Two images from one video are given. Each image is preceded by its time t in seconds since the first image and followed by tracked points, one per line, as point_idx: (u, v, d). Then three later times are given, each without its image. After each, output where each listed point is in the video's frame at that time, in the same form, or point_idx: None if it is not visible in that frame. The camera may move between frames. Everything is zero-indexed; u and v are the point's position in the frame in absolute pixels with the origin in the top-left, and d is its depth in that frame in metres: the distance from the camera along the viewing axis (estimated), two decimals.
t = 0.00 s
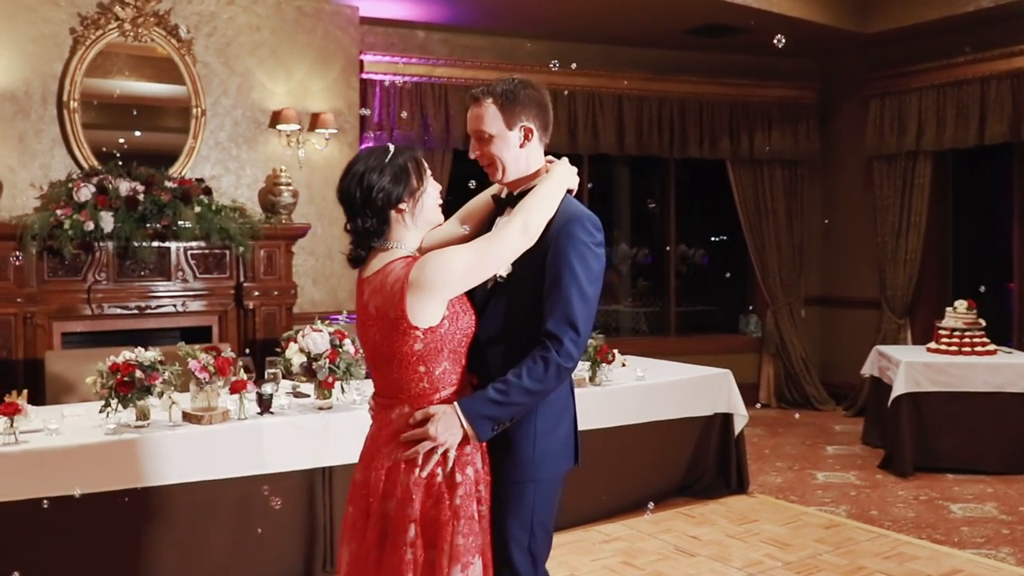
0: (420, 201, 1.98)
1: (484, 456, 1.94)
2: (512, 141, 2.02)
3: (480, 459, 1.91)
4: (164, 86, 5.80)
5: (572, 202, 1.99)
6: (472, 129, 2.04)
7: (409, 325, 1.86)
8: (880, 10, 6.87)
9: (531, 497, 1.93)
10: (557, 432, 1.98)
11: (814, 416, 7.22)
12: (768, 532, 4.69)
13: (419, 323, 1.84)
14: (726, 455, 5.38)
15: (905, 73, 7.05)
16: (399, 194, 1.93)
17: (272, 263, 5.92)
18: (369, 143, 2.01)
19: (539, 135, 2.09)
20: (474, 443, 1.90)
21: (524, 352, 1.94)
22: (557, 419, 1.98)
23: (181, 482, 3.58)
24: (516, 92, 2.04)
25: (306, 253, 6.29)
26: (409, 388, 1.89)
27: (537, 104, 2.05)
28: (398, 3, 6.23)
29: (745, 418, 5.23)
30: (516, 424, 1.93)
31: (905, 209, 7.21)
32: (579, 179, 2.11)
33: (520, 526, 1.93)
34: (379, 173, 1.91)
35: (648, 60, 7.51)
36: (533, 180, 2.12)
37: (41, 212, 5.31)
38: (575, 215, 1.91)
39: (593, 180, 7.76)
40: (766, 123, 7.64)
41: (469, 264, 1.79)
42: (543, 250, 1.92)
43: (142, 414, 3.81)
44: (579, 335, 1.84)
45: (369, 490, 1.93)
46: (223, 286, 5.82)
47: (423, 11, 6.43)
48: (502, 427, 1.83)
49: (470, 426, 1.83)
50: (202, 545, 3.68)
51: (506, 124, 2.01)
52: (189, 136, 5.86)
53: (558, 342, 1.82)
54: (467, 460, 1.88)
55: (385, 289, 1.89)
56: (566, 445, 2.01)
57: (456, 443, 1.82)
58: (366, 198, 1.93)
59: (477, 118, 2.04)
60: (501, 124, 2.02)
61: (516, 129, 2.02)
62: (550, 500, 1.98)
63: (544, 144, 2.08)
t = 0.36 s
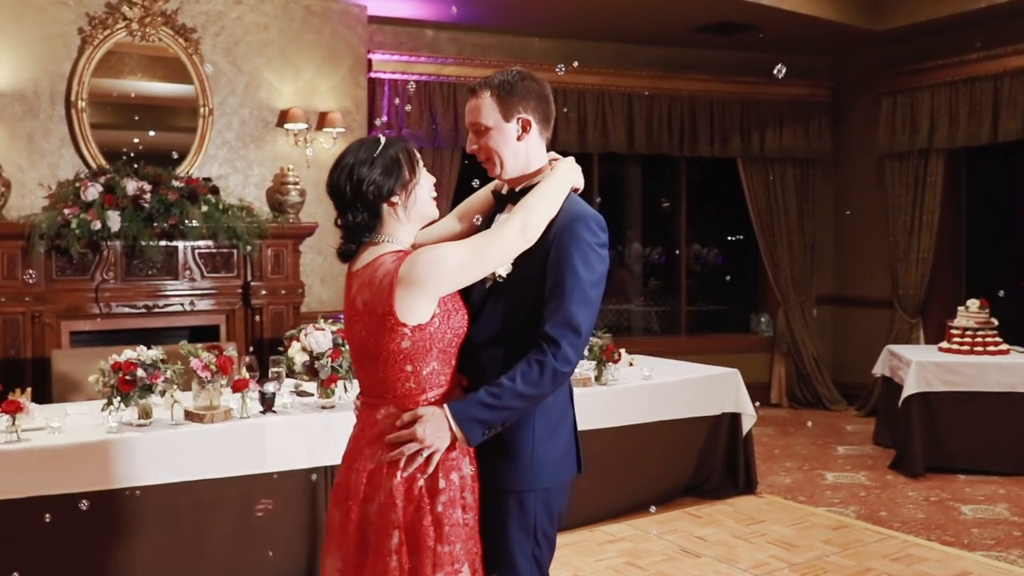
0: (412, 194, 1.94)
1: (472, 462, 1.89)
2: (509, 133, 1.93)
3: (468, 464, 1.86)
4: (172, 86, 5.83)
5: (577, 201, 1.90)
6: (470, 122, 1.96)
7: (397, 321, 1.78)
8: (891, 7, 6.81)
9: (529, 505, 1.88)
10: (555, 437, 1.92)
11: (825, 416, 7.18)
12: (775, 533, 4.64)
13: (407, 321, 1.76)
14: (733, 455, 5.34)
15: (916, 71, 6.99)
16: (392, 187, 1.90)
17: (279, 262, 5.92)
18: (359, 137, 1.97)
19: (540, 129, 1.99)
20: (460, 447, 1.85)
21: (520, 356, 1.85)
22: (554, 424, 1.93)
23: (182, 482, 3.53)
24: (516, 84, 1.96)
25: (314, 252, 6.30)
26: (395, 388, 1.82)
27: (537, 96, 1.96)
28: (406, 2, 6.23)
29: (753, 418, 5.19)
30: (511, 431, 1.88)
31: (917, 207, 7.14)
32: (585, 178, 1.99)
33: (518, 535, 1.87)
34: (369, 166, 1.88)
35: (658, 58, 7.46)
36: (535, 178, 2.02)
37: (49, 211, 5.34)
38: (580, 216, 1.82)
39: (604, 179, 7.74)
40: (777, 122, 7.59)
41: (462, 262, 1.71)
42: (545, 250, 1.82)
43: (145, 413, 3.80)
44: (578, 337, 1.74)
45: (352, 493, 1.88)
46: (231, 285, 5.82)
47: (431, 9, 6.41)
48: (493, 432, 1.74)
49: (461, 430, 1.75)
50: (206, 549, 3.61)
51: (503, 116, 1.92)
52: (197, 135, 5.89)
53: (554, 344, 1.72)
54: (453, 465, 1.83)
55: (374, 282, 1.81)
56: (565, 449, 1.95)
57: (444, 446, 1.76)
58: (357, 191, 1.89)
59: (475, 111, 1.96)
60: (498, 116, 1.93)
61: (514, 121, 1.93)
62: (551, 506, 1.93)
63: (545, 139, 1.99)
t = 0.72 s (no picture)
0: (410, 191, 1.88)
1: (464, 465, 1.87)
2: (510, 128, 1.83)
3: (458, 468, 1.84)
4: (185, 84, 5.86)
5: (580, 199, 1.84)
6: (471, 114, 1.86)
7: (388, 321, 1.75)
8: (909, 3, 6.73)
9: (522, 511, 1.84)
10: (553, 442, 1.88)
11: (842, 416, 7.11)
12: (787, 535, 4.59)
13: (396, 320, 1.73)
14: (746, 456, 5.29)
15: (934, 68, 6.91)
16: (388, 182, 1.84)
17: (292, 260, 5.93)
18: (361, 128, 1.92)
19: (545, 123, 1.88)
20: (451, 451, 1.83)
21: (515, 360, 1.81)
22: (552, 428, 1.89)
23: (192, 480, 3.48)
24: (520, 76, 1.85)
25: (326, 250, 6.30)
26: (385, 389, 1.80)
27: (541, 89, 1.85)
28: None
29: (766, 418, 5.14)
30: (506, 436, 1.85)
31: (935, 206, 7.06)
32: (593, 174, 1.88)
33: (510, 543, 1.84)
34: (366, 159, 1.82)
35: (672, 56, 7.42)
36: (538, 173, 1.91)
37: (63, 210, 5.36)
38: (582, 216, 1.77)
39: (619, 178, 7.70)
40: (794, 120, 7.53)
41: (455, 263, 1.65)
42: (543, 250, 1.78)
43: (152, 411, 3.78)
44: (572, 342, 1.70)
45: (340, 494, 1.86)
46: (245, 284, 5.83)
47: (444, 7, 6.40)
48: (482, 436, 1.72)
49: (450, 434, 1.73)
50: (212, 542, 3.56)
51: (504, 109, 1.82)
52: (210, 134, 5.91)
53: (547, 349, 1.68)
54: (443, 469, 1.81)
55: (365, 281, 1.78)
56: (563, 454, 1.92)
57: (434, 449, 1.75)
58: (352, 185, 1.84)
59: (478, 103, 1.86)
60: (499, 110, 1.83)
61: (516, 115, 1.83)
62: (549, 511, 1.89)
63: (549, 134, 1.88)
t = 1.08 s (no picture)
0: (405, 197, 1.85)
1: (457, 469, 1.85)
2: (504, 125, 1.81)
3: (450, 472, 1.82)
4: (204, 85, 5.89)
5: (574, 196, 1.80)
6: (465, 115, 1.85)
7: (378, 323, 1.73)
8: None
9: (517, 517, 1.82)
10: (548, 446, 1.85)
11: (866, 418, 7.02)
12: (805, 539, 4.52)
13: (386, 323, 1.71)
14: (765, 458, 5.23)
15: (958, 65, 6.80)
16: (383, 186, 1.81)
17: (310, 260, 5.94)
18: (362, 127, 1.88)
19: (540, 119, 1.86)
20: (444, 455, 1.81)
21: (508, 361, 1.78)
22: (548, 431, 1.86)
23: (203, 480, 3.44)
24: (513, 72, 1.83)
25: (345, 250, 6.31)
26: (376, 392, 1.78)
27: (535, 85, 1.83)
28: None
29: (785, 419, 5.08)
30: (500, 440, 1.83)
31: (960, 205, 6.96)
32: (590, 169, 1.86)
33: (505, 549, 1.82)
34: (363, 162, 1.79)
35: (693, 55, 7.36)
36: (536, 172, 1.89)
37: (82, 210, 5.39)
38: (573, 213, 1.73)
39: (640, 177, 7.66)
40: (816, 118, 7.45)
41: (443, 265, 1.63)
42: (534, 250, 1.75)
43: (164, 411, 3.77)
44: (561, 343, 1.67)
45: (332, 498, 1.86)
46: (263, 284, 5.85)
47: (463, 6, 6.39)
48: (471, 441, 1.69)
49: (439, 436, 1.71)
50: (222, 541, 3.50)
51: (497, 106, 1.80)
52: (228, 133, 5.93)
53: (534, 350, 1.65)
54: (433, 473, 1.79)
55: (355, 282, 1.76)
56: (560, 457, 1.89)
57: (423, 453, 1.73)
58: (347, 186, 1.81)
59: (471, 103, 1.85)
60: (492, 107, 1.81)
61: (509, 112, 1.81)
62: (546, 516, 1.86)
63: (545, 129, 1.86)
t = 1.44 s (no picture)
0: (392, 200, 1.86)
1: (454, 470, 1.81)
2: (497, 123, 1.79)
3: (445, 473, 1.78)
4: (224, 85, 5.90)
5: (563, 192, 1.76)
6: (457, 115, 1.83)
7: (365, 323, 1.73)
8: None
9: (514, 519, 1.78)
10: (546, 447, 1.81)
11: (891, 421, 6.92)
12: (825, 544, 4.45)
13: (374, 323, 1.70)
14: (786, 462, 5.15)
15: (986, 62, 6.68)
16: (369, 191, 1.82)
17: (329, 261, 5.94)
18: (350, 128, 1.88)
19: (533, 117, 1.84)
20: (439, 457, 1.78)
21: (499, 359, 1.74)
22: (546, 432, 1.82)
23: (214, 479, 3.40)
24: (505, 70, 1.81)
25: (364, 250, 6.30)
26: (368, 392, 1.77)
27: (527, 83, 1.82)
28: None
29: (806, 423, 5.00)
30: (494, 441, 1.79)
31: (988, 205, 6.84)
32: (583, 167, 1.84)
33: (501, 552, 1.78)
34: (347, 165, 1.80)
35: (716, 54, 7.29)
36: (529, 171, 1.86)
37: (102, 210, 5.42)
38: (559, 207, 1.71)
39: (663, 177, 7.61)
40: (841, 117, 7.35)
41: (425, 263, 1.61)
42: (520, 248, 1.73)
43: (177, 411, 3.77)
44: (549, 337, 1.63)
45: (331, 500, 1.86)
46: (283, 284, 5.85)
47: (483, 5, 6.36)
48: (462, 440, 1.65)
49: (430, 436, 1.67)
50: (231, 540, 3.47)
51: (489, 105, 1.78)
52: (247, 134, 5.94)
53: (521, 345, 1.62)
54: (425, 474, 1.75)
55: (342, 282, 1.78)
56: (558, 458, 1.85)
57: (415, 453, 1.68)
58: (333, 190, 1.82)
59: (463, 103, 1.83)
60: (485, 106, 1.79)
61: (502, 110, 1.79)
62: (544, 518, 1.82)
63: (538, 128, 1.84)
